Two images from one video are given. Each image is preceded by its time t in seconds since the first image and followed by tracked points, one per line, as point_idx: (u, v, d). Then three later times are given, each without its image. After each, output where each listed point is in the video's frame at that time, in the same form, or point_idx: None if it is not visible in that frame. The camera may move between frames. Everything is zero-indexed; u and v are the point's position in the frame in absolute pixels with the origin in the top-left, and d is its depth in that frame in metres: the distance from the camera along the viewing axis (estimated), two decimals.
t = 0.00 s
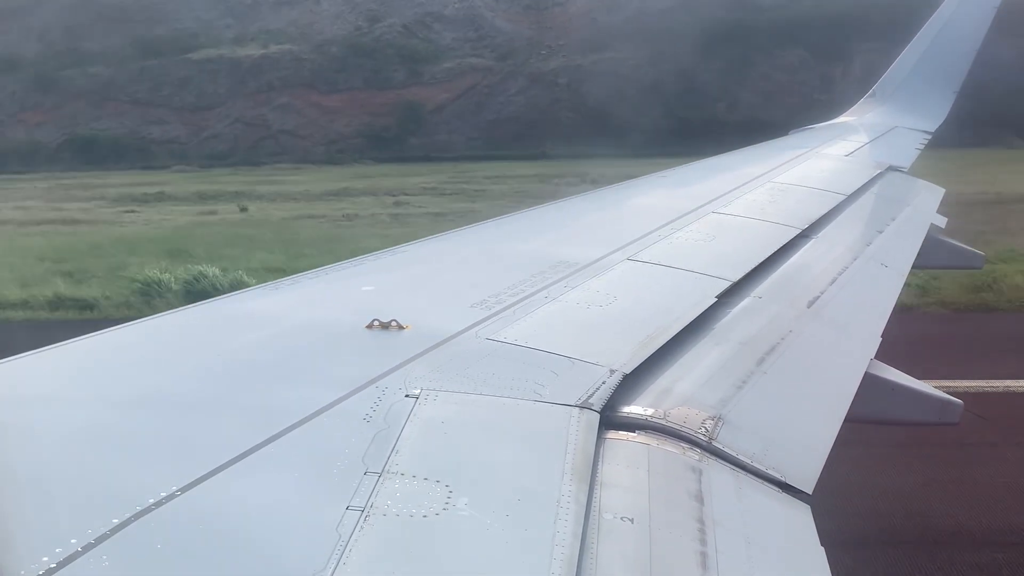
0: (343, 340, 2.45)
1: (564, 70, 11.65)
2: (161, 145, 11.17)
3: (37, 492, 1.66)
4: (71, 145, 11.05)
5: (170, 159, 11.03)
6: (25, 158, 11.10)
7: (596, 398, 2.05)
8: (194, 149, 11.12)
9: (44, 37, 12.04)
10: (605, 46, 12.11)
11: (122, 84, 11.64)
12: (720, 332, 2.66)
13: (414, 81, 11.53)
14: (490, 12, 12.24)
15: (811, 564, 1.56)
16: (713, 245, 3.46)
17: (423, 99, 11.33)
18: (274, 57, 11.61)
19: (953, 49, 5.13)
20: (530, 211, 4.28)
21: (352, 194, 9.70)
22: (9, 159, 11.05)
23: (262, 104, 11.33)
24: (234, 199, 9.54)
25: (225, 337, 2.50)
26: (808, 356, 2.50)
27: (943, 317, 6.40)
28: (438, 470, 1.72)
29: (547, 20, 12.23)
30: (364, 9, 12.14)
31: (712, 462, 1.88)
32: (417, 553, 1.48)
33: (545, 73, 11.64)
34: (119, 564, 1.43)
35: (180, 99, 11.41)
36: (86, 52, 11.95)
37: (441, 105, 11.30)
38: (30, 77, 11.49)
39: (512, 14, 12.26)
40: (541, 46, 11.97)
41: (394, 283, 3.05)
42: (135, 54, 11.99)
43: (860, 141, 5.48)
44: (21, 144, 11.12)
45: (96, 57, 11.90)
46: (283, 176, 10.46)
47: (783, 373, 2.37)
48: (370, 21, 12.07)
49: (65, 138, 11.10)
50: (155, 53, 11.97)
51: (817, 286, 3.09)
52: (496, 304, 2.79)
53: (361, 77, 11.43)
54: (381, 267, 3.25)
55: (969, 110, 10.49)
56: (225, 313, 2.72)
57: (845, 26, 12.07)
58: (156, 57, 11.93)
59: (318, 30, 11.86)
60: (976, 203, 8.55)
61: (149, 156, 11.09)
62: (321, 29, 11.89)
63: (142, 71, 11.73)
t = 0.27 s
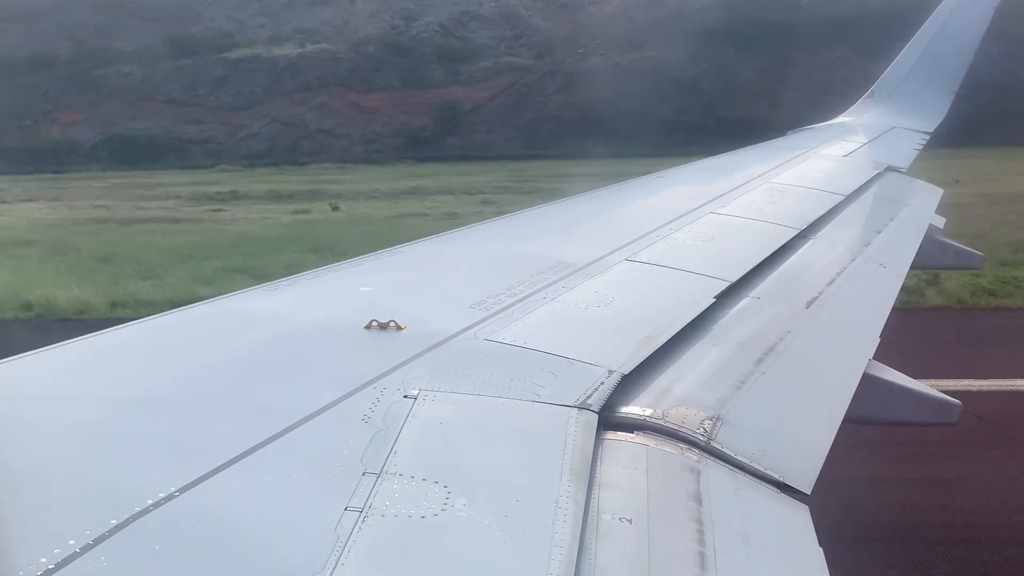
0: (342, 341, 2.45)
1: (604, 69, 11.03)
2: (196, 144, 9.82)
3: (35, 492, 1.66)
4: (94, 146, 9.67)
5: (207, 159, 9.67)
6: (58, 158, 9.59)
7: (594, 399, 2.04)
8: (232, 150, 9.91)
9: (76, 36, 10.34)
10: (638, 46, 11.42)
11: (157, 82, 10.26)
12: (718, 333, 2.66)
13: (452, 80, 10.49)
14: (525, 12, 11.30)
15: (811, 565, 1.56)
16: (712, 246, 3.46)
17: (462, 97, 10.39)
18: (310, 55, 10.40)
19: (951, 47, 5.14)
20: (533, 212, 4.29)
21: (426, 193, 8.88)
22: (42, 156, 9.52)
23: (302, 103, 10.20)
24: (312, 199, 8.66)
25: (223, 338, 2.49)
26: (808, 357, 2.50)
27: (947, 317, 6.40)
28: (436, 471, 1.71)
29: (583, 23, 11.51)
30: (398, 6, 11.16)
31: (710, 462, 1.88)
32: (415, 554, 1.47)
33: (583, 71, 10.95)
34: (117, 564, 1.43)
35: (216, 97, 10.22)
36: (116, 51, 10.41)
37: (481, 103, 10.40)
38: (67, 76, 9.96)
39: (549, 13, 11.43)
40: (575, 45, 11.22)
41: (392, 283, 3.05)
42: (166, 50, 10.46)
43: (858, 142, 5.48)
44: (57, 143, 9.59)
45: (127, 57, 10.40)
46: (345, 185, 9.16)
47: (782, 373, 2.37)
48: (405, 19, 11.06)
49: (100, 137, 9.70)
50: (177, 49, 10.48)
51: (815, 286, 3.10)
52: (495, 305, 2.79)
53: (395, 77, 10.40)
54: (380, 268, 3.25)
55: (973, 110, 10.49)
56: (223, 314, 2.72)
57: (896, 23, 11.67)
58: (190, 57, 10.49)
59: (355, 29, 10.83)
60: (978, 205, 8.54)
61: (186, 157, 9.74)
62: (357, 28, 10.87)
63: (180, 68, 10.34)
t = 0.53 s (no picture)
0: (343, 353, 2.46)
1: (643, 78, 11.97)
2: (234, 155, 10.62)
3: (37, 506, 1.66)
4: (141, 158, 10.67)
5: (246, 170, 10.42)
6: (98, 170, 10.59)
7: (596, 408, 2.05)
8: (270, 159, 10.58)
9: (113, 49, 11.72)
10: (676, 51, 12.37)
11: (192, 96, 11.33)
12: (719, 342, 2.66)
13: (490, 89, 11.55)
14: (558, 20, 12.66)
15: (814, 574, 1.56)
16: (711, 255, 3.47)
17: (500, 105, 11.39)
18: (346, 68, 11.49)
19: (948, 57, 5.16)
20: (531, 221, 4.31)
21: (498, 201, 9.36)
22: (83, 170, 10.53)
23: (338, 113, 11.07)
24: (307, 211, 9.04)
25: (225, 351, 2.50)
26: (808, 364, 2.50)
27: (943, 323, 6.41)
28: (438, 482, 1.71)
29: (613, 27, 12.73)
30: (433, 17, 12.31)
31: (712, 471, 1.88)
32: (418, 566, 1.47)
33: (624, 79, 11.97)
34: None
35: (252, 108, 11.13)
36: (151, 65, 11.64)
37: (516, 112, 11.35)
38: (99, 90, 11.18)
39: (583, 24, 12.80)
40: (611, 53, 12.36)
41: (393, 295, 3.05)
42: (204, 64, 11.63)
43: (856, 151, 5.50)
44: (91, 154, 10.62)
45: (161, 70, 11.59)
46: (363, 189, 9.86)
47: (784, 382, 2.37)
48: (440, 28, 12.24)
49: (137, 149, 10.74)
50: (214, 63, 11.62)
51: (815, 295, 3.10)
52: (495, 315, 2.80)
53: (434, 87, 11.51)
54: (380, 280, 3.26)
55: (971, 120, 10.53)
56: (224, 327, 2.72)
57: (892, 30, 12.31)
58: (226, 67, 11.59)
59: (392, 41, 12.03)
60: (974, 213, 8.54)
61: (224, 167, 10.54)
62: (395, 38, 12.08)
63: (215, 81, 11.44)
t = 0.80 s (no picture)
0: (346, 369, 2.45)
1: (685, 95, 11.05)
2: (273, 172, 9.74)
3: (40, 524, 1.65)
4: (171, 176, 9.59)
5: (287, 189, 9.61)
6: (132, 189, 9.49)
7: (599, 425, 2.04)
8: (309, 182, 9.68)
9: (147, 68, 10.60)
10: (717, 68, 11.40)
11: (232, 115, 10.24)
12: (722, 358, 2.65)
13: (528, 106, 10.49)
14: (593, 35, 11.67)
15: None
16: (715, 270, 3.46)
17: (538, 122, 10.38)
18: (385, 84, 10.34)
19: (951, 71, 5.18)
20: (539, 238, 4.29)
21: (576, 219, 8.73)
22: (119, 188, 9.43)
23: (377, 130, 10.02)
24: (386, 228, 8.67)
25: (229, 368, 2.50)
26: (815, 381, 2.49)
27: (949, 340, 6.36)
28: (441, 498, 1.71)
29: (649, 45, 11.77)
30: (468, 34, 11.13)
31: (717, 488, 1.86)
32: None
33: (666, 97, 11.02)
34: None
35: (293, 126, 10.05)
36: (188, 82, 10.60)
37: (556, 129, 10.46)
38: (136, 107, 10.10)
39: (613, 38, 11.80)
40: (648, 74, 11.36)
41: (397, 312, 3.05)
42: (239, 82, 10.50)
43: (860, 166, 5.49)
44: (128, 173, 9.52)
45: (205, 86, 10.56)
46: (421, 212, 9.11)
47: (789, 398, 2.36)
48: (477, 46, 11.08)
49: (175, 166, 9.66)
50: (251, 81, 10.49)
51: (818, 310, 3.09)
52: (498, 332, 2.79)
53: (473, 104, 10.37)
54: (382, 296, 3.26)
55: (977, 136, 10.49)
56: (228, 344, 2.72)
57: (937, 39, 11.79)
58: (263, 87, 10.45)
59: (426, 58, 10.84)
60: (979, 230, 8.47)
61: (263, 185, 9.66)
62: (427, 57, 10.87)
63: (252, 97, 10.32)
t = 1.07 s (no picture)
0: (351, 368, 2.46)
1: (721, 92, 10.99)
2: (309, 172, 10.00)
3: (46, 521, 1.66)
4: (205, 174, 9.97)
5: (324, 187, 9.85)
6: (169, 188, 10.05)
7: (603, 425, 2.04)
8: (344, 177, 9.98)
9: (179, 65, 11.26)
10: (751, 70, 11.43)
11: (264, 112, 10.70)
12: (726, 358, 2.65)
13: (564, 104, 10.67)
14: (628, 34, 11.90)
15: None
16: (719, 271, 3.46)
17: (574, 120, 10.49)
18: (420, 81, 10.76)
19: (955, 72, 5.16)
20: (543, 238, 4.30)
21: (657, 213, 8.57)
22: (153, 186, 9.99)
23: (411, 129, 10.38)
24: (468, 225, 8.64)
25: (234, 366, 2.50)
26: (818, 381, 2.49)
27: (950, 341, 6.37)
28: (444, 498, 1.71)
29: (684, 43, 11.86)
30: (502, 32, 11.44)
31: (720, 488, 1.87)
32: None
33: (698, 96, 11.00)
34: None
35: (325, 125, 10.46)
36: (218, 79, 11.18)
37: (593, 126, 10.51)
38: (167, 104, 10.73)
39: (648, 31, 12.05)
40: (682, 68, 11.50)
41: (400, 310, 3.06)
42: (274, 81, 11.02)
43: (865, 167, 5.48)
44: (164, 171, 10.13)
45: (230, 85, 11.11)
46: (468, 201, 9.38)
47: (792, 399, 2.36)
48: (511, 44, 11.38)
49: (206, 165, 10.06)
50: (283, 79, 10.97)
51: (822, 311, 3.09)
52: (502, 332, 2.79)
53: (507, 101, 10.58)
54: (386, 296, 3.26)
55: (982, 137, 10.46)
56: (233, 342, 2.73)
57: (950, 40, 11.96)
58: (296, 84, 10.94)
59: (461, 55, 11.20)
60: (981, 232, 8.45)
61: (301, 184, 9.90)
62: (462, 55, 11.20)
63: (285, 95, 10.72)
